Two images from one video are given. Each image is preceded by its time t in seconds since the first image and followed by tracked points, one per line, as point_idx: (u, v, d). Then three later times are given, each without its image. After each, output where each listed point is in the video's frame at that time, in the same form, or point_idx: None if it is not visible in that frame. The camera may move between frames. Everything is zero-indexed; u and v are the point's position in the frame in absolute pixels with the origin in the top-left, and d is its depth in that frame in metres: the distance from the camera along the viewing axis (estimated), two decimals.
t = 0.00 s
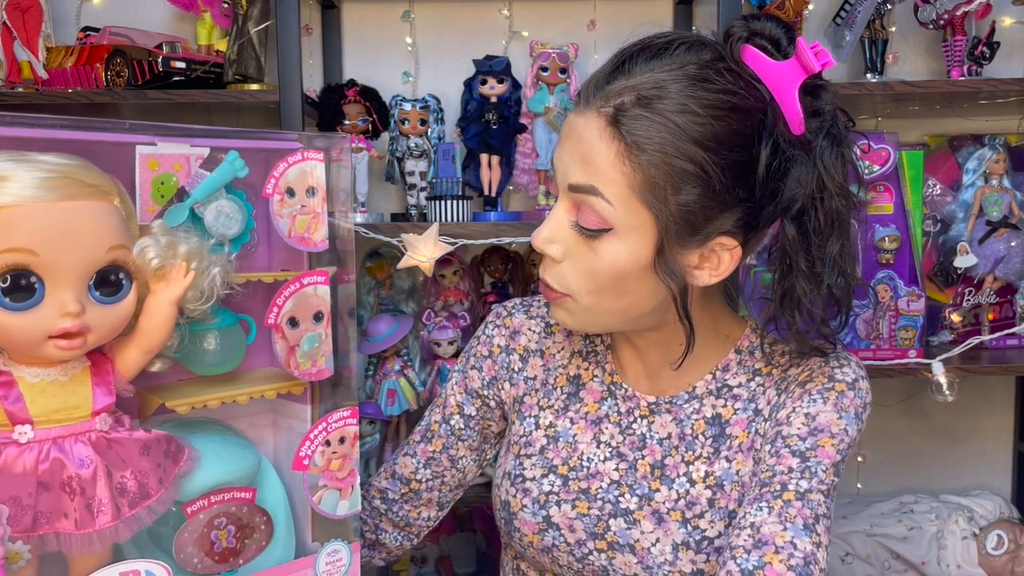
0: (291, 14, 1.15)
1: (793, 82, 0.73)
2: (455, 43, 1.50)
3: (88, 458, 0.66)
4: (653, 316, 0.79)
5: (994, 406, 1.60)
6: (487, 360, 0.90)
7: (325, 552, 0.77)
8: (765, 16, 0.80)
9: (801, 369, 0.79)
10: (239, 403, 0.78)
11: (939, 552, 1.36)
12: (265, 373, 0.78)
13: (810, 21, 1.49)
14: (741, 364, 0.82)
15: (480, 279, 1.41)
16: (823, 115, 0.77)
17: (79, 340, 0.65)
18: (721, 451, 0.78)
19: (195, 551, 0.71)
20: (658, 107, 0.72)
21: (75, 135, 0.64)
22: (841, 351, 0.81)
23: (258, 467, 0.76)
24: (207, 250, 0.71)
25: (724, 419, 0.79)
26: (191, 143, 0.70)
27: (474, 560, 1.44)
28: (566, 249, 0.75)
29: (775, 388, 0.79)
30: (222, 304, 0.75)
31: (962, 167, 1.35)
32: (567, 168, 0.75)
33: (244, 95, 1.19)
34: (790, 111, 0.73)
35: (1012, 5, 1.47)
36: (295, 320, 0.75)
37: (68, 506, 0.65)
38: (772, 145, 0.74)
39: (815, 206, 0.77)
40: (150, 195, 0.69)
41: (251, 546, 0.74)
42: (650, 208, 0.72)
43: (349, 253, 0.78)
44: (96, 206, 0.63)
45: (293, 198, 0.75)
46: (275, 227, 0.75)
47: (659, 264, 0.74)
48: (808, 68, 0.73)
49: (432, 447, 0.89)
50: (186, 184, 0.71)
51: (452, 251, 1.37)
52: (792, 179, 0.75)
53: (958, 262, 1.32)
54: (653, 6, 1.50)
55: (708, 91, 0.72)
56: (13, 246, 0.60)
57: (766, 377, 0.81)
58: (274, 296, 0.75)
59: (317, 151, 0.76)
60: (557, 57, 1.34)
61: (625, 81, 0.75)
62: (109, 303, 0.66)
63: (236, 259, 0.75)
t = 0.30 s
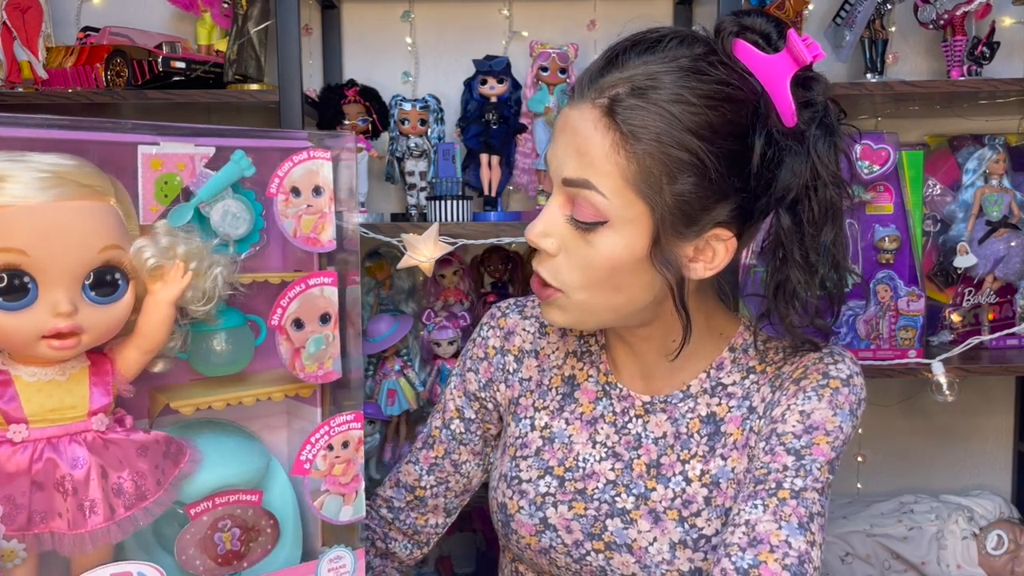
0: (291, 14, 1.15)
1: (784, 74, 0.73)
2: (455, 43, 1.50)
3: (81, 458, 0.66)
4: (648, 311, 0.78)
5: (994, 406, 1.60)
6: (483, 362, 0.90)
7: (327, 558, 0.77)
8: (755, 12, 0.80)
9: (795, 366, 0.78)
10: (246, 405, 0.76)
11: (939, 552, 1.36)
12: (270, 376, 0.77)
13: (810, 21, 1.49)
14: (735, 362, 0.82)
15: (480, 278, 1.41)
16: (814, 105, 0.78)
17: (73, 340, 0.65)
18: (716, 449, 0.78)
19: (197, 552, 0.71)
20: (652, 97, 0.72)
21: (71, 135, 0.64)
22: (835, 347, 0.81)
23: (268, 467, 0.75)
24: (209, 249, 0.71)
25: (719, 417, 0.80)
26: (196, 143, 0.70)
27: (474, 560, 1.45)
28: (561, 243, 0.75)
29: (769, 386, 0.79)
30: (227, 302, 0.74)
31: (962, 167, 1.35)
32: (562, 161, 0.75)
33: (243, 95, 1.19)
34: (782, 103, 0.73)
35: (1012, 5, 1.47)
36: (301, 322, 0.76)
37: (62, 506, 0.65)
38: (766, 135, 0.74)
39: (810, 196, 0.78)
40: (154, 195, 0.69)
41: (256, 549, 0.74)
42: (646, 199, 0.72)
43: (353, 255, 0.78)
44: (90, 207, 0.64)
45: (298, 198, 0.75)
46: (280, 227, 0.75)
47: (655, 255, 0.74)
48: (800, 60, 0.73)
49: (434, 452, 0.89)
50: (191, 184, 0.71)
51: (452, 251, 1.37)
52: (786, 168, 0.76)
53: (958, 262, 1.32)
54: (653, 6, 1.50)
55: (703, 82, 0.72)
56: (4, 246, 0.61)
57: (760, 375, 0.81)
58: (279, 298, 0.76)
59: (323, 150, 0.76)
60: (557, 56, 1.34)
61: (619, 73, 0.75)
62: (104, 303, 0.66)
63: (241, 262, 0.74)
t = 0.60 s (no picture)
0: (290, 14, 1.15)
1: (774, 63, 0.74)
2: (455, 43, 1.50)
3: (79, 459, 0.66)
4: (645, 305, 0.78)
5: (993, 407, 1.60)
6: (478, 367, 0.90)
7: (330, 564, 0.75)
8: (743, 9, 0.82)
9: (789, 364, 0.78)
10: (254, 406, 0.75)
11: (938, 552, 1.36)
12: (278, 378, 0.76)
13: (809, 21, 1.49)
14: (729, 360, 0.82)
15: (480, 279, 1.42)
16: (805, 92, 0.79)
17: (70, 340, 0.66)
18: (710, 449, 0.78)
19: (201, 555, 0.71)
20: (647, 85, 0.73)
21: (70, 136, 0.65)
22: (829, 343, 0.80)
23: (278, 470, 0.74)
24: (213, 249, 0.71)
25: (713, 417, 0.80)
26: (202, 142, 0.70)
27: (474, 560, 1.45)
28: (558, 235, 0.75)
29: (763, 384, 0.79)
30: (236, 303, 0.74)
31: (962, 167, 1.35)
32: (557, 152, 0.76)
33: (243, 95, 1.19)
34: (773, 92, 0.74)
35: (1012, 5, 1.47)
36: (307, 324, 0.74)
37: (58, 506, 0.65)
38: (759, 123, 0.76)
39: (804, 181, 0.79)
40: (160, 195, 0.69)
41: (262, 552, 0.73)
42: (643, 186, 0.73)
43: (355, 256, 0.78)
44: (86, 207, 0.64)
45: (304, 197, 0.74)
46: (286, 227, 0.75)
47: (653, 243, 0.74)
48: (788, 49, 0.74)
49: (436, 461, 0.89)
50: (197, 184, 0.70)
51: (452, 251, 1.37)
52: (780, 154, 0.77)
53: (958, 262, 1.32)
54: (653, 6, 1.50)
55: (696, 70, 0.74)
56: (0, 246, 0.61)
57: (754, 373, 0.81)
58: (284, 298, 0.74)
59: (331, 148, 0.75)
60: (557, 56, 1.34)
61: (612, 64, 0.76)
62: (101, 303, 0.66)
63: (247, 263, 0.74)
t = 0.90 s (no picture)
0: (290, 14, 1.15)
1: (747, 54, 0.77)
2: (455, 43, 1.50)
3: (78, 459, 0.66)
4: (631, 299, 0.78)
5: (994, 407, 1.60)
6: (468, 371, 0.90)
7: (331, 564, 0.75)
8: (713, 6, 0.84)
9: (774, 359, 0.78)
10: (254, 406, 0.75)
11: (938, 552, 1.36)
12: (278, 378, 0.76)
13: (810, 21, 1.49)
14: (716, 356, 0.82)
15: (480, 278, 1.42)
16: (779, 80, 0.81)
17: (69, 340, 0.66)
18: (699, 445, 0.78)
19: (201, 554, 0.71)
20: (623, 77, 0.74)
21: (70, 136, 0.65)
22: (813, 338, 0.80)
23: (278, 471, 0.74)
24: (213, 249, 0.71)
25: (701, 413, 0.80)
26: (202, 142, 0.70)
27: (474, 560, 1.44)
28: (542, 230, 0.75)
29: (749, 380, 0.78)
30: (236, 303, 0.74)
31: (962, 167, 1.35)
32: (538, 148, 0.76)
33: (243, 95, 1.19)
34: (747, 82, 0.76)
35: (1012, 5, 1.46)
36: (307, 324, 0.74)
37: (58, 506, 0.65)
38: (734, 114, 0.76)
39: (782, 167, 0.80)
40: (160, 195, 0.69)
41: (262, 552, 0.73)
42: (623, 176, 0.73)
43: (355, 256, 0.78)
44: (86, 206, 0.64)
45: (305, 197, 0.74)
46: (286, 227, 0.74)
47: (635, 232, 0.74)
48: (761, 39, 0.76)
49: (433, 468, 0.89)
50: (196, 184, 0.70)
51: (452, 251, 1.37)
52: (756, 142, 0.78)
53: (958, 262, 1.32)
54: (653, 5, 1.50)
55: (671, 61, 0.74)
56: None
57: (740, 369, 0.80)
58: (284, 298, 0.74)
59: (331, 148, 0.75)
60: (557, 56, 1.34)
61: (588, 60, 0.77)
62: (101, 304, 0.66)
63: (248, 263, 0.74)
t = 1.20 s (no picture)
0: (290, 14, 1.15)
1: (721, 45, 0.79)
2: (454, 43, 1.50)
3: (78, 459, 0.66)
4: (620, 292, 0.78)
5: (994, 407, 1.60)
6: (459, 378, 0.90)
7: (331, 564, 0.75)
8: None
9: (763, 355, 0.78)
10: (254, 406, 0.75)
11: (938, 552, 1.36)
12: (278, 378, 0.76)
13: (810, 21, 1.49)
14: (704, 353, 0.82)
15: (480, 278, 1.42)
16: (754, 67, 0.84)
17: (69, 340, 0.66)
18: (689, 443, 0.78)
19: (201, 554, 0.71)
20: (604, 68, 0.76)
21: (70, 135, 0.65)
22: (800, 333, 0.79)
23: (278, 471, 0.74)
24: (213, 250, 0.71)
25: (690, 410, 0.80)
26: (202, 142, 0.70)
27: (474, 560, 1.44)
28: (531, 223, 0.75)
29: (738, 377, 0.79)
30: (236, 303, 0.74)
31: (962, 167, 1.35)
32: (522, 141, 0.77)
33: (243, 95, 1.19)
34: (723, 72, 0.79)
35: (1013, 5, 1.46)
36: (308, 324, 0.74)
37: (58, 506, 0.65)
38: (714, 101, 0.79)
39: (761, 150, 0.83)
40: (160, 195, 0.69)
41: (262, 552, 0.74)
42: (607, 163, 0.74)
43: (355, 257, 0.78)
44: (86, 206, 0.64)
45: (305, 197, 0.74)
46: (286, 228, 0.75)
47: (622, 219, 0.75)
48: (734, 29, 0.78)
49: (430, 479, 0.89)
50: (196, 184, 0.70)
51: (452, 251, 1.37)
52: (735, 126, 0.81)
53: (958, 262, 1.32)
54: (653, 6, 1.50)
55: (650, 52, 0.77)
56: None
57: (730, 366, 0.81)
58: (284, 298, 0.74)
59: (331, 148, 0.75)
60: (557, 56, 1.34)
61: (569, 55, 0.79)
62: (101, 304, 0.66)
63: (247, 263, 0.74)
